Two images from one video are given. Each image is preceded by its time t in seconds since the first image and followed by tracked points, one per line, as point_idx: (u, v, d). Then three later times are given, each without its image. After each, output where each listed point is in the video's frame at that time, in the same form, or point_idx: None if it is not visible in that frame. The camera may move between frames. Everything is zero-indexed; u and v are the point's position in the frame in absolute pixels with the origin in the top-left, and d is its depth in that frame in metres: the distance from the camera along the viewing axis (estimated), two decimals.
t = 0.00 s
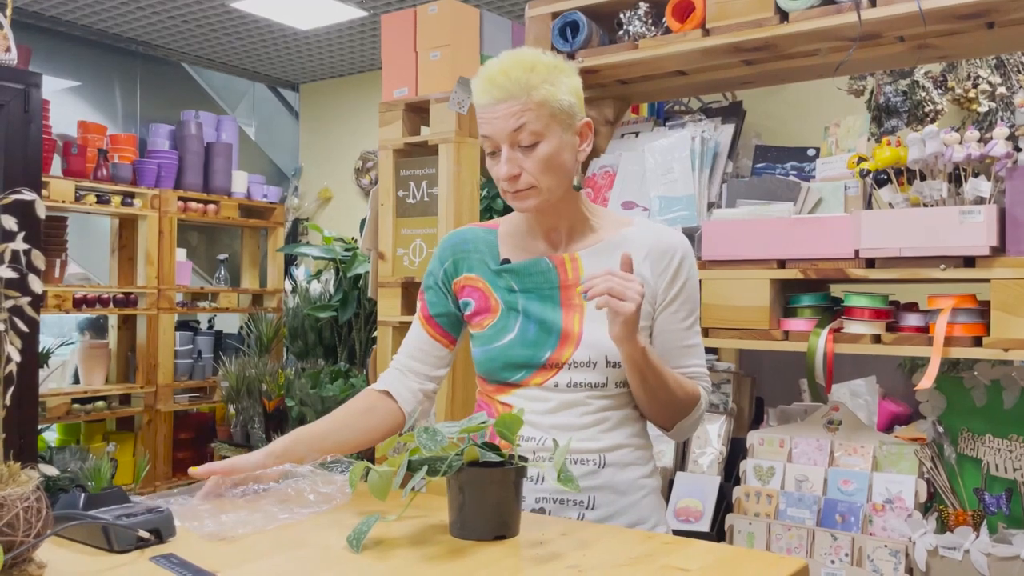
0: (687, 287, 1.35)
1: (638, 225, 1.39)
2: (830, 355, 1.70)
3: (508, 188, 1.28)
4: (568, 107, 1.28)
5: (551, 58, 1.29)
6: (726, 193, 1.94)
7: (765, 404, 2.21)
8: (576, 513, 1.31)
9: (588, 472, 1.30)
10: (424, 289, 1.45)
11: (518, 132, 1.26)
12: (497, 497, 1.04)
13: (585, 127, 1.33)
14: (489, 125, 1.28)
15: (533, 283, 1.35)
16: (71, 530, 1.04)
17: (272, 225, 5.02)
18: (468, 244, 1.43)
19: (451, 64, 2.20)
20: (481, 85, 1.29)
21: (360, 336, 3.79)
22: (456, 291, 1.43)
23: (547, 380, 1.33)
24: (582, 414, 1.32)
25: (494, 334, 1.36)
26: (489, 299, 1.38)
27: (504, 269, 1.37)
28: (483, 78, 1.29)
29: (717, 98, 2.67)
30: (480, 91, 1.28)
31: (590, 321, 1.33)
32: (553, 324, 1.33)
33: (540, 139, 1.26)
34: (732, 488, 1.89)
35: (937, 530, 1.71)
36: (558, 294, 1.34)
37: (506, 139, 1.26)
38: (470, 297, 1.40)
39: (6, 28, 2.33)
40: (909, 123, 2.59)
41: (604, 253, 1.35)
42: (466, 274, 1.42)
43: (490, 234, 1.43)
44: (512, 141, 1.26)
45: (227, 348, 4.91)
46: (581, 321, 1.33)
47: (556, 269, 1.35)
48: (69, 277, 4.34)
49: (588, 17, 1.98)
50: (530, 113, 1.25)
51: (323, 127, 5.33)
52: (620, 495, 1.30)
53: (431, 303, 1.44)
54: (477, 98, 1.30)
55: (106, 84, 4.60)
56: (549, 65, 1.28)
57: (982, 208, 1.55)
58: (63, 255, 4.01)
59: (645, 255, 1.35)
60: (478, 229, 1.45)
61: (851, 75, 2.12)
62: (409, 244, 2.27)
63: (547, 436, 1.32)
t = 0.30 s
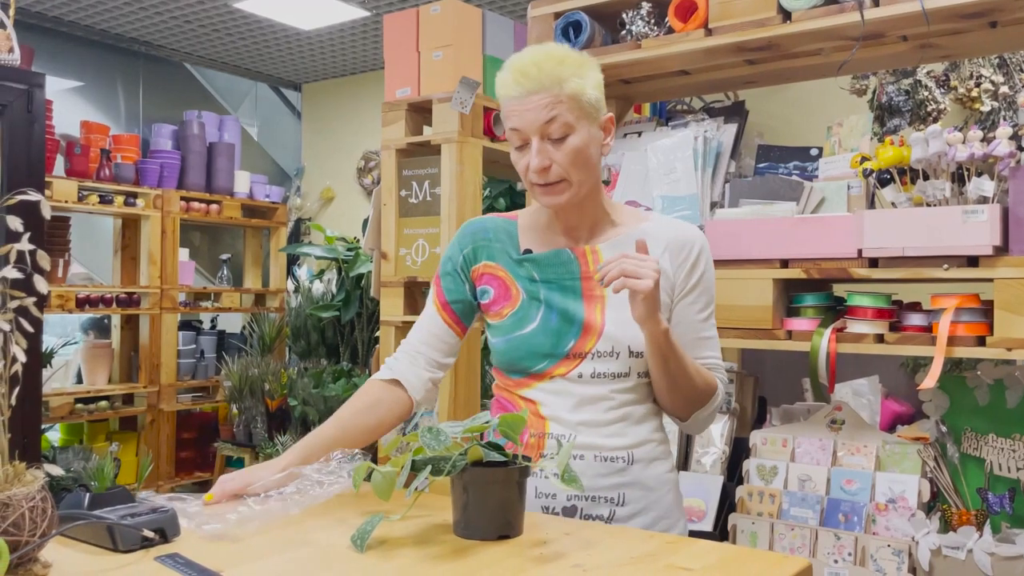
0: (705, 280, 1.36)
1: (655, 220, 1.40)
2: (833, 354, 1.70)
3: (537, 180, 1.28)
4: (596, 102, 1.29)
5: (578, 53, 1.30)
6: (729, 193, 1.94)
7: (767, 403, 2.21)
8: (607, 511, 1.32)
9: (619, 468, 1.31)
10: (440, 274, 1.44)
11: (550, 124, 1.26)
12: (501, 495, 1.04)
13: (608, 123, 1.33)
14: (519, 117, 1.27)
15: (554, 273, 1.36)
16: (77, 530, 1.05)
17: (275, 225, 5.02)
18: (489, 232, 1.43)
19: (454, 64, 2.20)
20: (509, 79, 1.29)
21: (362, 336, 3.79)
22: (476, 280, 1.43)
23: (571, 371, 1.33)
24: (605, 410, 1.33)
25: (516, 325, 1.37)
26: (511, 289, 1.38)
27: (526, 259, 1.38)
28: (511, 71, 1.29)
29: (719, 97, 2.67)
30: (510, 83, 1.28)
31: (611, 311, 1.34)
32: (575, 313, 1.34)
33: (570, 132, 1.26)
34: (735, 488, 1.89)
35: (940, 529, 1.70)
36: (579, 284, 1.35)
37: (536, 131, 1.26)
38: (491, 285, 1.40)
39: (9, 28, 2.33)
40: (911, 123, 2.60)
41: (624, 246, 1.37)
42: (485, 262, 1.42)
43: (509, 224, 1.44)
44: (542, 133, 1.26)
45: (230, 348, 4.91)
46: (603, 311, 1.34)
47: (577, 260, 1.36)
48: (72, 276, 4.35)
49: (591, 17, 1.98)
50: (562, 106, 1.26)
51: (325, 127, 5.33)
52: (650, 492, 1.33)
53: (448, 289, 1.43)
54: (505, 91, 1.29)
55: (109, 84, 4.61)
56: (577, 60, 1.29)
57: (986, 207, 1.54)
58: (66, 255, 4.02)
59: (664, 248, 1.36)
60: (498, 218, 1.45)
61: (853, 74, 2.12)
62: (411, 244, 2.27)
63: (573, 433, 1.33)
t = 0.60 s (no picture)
0: (708, 276, 1.36)
1: (659, 216, 1.40)
2: (835, 354, 1.70)
3: (570, 156, 1.29)
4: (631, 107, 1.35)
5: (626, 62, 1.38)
6: (730, 193, 1.94)
7: (770, 403, 2.21)
8: (615, 507, 1.33)
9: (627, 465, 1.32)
10: (449, 264, 1.45)
11: (597, 105, 1.30)
12: (504, 496, 1.05)
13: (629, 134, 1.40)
14: (568, 90, 1.31)
15: (561, 273, 1.36)
16: (79, 530, 1.05)
17: (277, 225, 5.02)
18: (499, 227, 1.44)
19: (455, 64, 2.20)
20: (564, 56, 1.33)
21: (364, 336, 3.79)
22: (486, 273, 1.44)
23: (578, 369, 1.34)
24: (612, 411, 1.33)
25: (524, 323, 1.38)
26: (519, 287, 1.39)
27: (534, 257, 1.38)
28: (567, 49, 1.33)
29: (721, 97, 2.67)
30: (565, 57, 1.32)
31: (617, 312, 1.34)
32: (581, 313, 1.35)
33: (610, 121, 1.31)
34: (737, 488, 1.89)
35: (942, 529, 1.70)
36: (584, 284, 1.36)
37: (582, 108, 1.30)
38: (500, 281, 1.41)
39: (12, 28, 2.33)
40: (914, 123, 2.59)
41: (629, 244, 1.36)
42: (495, 256, 1.43)
43: (519, 220, 1.45)
44: (587, 112, 1.30)
45: (232, 348, 4.92)
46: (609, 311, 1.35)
47: (583, 260, 1.36)
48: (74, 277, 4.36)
49: (593, 17, 1.98)
50: (610, 94, 1.31)
51: (327, 128, 5.33)
52: (655, 488, 1.34)
53: (459, 278, 1.43)
54: (557, 65, 1.33)
55: (111, 84, 4.61)
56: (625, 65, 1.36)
57: (988, 207, 1.54)
58: (69, 256, 4.02)
59: (667, 245, 1.35)
60: (508, 214, 1.46)
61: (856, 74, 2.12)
62: (413, 244, 2.27)
63: (582, 433, 1.33)
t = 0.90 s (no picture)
0: (699, 282, 1.40)
1: (656, 223, 1.43)
2: (838, 355, 1.70)
3: (584, 178, 1.31)
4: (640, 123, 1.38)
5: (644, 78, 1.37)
6: (733, 195, 1.95)
7: (772, 404, 2.21)
8: (618, 504, 1.35)
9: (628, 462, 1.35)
10: (448, 264, 1.42)
11: (616, 130, 1.31)
12: (507, 497, 1.05)
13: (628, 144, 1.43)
14: (590, 110, 1.30)
15: (561, 277, 1.37)
16: (83, 532, 1.05)
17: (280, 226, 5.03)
18: (499, 228, 1.44)
19: (457, 65, 2.21)
20: (589, 71, 1.31)
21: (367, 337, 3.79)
22: (485, 275, 1.43)
23: (577, 372, 1.36)
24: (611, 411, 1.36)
25: (524, 326, 1.38)
26: (519, 290, 1.39)
27: (536, 259, 1.39)
28: (593, 64, 1.31)
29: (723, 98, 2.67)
30: (591, 75, 1.30)
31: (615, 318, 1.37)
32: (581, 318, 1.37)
33: (624, 144, 1.33)
34: (739, 489, 1.89)
35: (945, 531, 1.69)
36: (584, 288, 1.37)
37: (602, 130, 1.30)
38: (501, 283, 1.41)
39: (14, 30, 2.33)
40: (916, 123, 2.60)
41: (627, 251, 1.39)
42: (495, 258, 1.42)
43: (517, 222, 1.44)
44: (607, 136, 1.31)
45: (235, 349, 4.93)
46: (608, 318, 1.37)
47: (584, 265, 1.38)
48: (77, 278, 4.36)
49: (595, 19, 1.99)
50: (630, 119, 1.32)
51: (329, 129, 5.34)
52: (655, 483, 1.37)
53: (459, 280, 1.41)
54: (580, 79, 1.31)
55: (113, 85, 4.62)
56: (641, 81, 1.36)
57: (990, 208, 1.54)
58: (71, 257, 4.02)
59: (661, 253, 1.39)
60: (507, 216, 1.46)
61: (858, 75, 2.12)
62: (416, 246, 2.28)
63: (583, 433, 1.35)
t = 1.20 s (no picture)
0: (679, 284, 1.42)
1: (635, 225, 1.45)
2: (840, 355, 1.70)
3: (565, 170, 1.33)
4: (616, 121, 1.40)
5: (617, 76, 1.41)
6: (735, 195, 1.94)
7: (774, 405, 2.21)
8: (597, 505, 1.36)
9: (604, 463, 1.36)
10: (435, 257, 1.44)
11: (595, 124, 1.33)
12: (507, 498, 1.05)
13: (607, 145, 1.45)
14: (568, 104, 1.32)
15: (543, 271, 1.39)
16: (84, 532, 1.05)
17: (282, 227, 5.03)
18: (484, 222, 1.45)
19: (459, 65, 2.21)
20: (566, 66, 1.34)
21: (369, 337, 3.79)
22: (468, 268, 1.45)
23: (555, 368, 1.37)
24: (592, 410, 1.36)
25: (504, 320, 1.39)
26: (501, 283, 1.41)
27: (518, 252, 1.40)
28: (570, 60, 1.34)
29: (725, 98, 2.67)
30: (569, 70, 1.33)
31: (594, 317, 1.38)
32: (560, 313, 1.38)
33: (603, 139, 1.35)
34: (741, 490, 1.89)
35: (947, 531, 1.69)
36: (565, 284, 1.39)
37: (580, 124, 1.33)
38: (483, 276, 1.43)
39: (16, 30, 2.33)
40: (918, 123, 2.59)
41: (609, 251, 1.40)
42: (480, 251, 1.44)
43: (502, 217, 1.46)
44: (585, 129, 1.33)
45: (237, 349, 4.94)
46: (587, 315, 1.38)
47: (566, 262, 1.39)
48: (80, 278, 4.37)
49: (596, 19, 1.99)
50: (607, 113, 1.34)
51: (331, 129, 5.34)
52: (633, 483, 1.39)
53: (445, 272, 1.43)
54: (558, 74, 1.34)
55: (116, 86, 4.62)
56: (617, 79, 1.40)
57: (993, 208, 1.54)
58: (73, 258, 4.02)
59: (641, 255, 1.41)
60: (492, 210, 1.47)
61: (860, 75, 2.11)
62: (418, 246, 2.28)
63: (561, 433, 1.37)
